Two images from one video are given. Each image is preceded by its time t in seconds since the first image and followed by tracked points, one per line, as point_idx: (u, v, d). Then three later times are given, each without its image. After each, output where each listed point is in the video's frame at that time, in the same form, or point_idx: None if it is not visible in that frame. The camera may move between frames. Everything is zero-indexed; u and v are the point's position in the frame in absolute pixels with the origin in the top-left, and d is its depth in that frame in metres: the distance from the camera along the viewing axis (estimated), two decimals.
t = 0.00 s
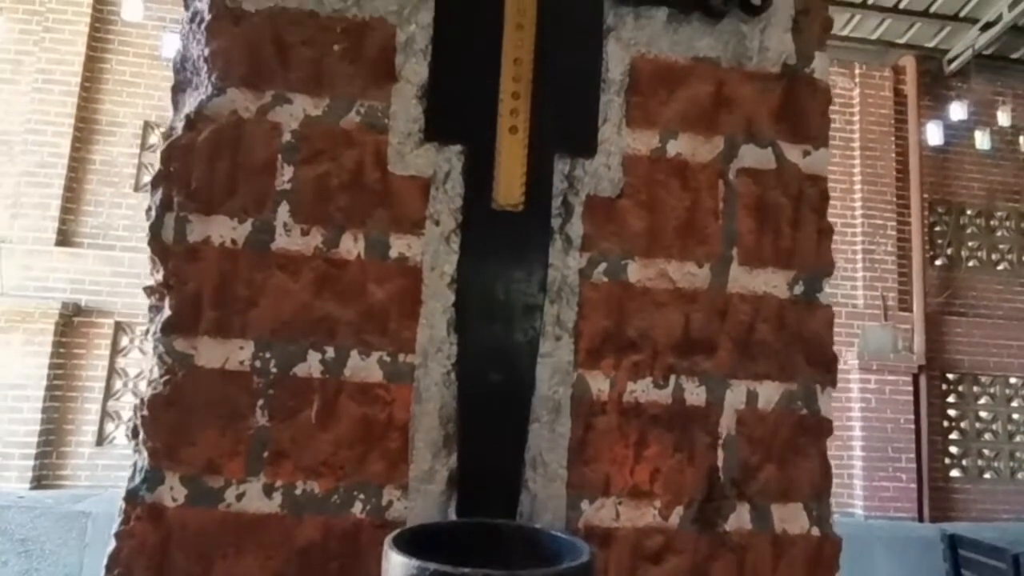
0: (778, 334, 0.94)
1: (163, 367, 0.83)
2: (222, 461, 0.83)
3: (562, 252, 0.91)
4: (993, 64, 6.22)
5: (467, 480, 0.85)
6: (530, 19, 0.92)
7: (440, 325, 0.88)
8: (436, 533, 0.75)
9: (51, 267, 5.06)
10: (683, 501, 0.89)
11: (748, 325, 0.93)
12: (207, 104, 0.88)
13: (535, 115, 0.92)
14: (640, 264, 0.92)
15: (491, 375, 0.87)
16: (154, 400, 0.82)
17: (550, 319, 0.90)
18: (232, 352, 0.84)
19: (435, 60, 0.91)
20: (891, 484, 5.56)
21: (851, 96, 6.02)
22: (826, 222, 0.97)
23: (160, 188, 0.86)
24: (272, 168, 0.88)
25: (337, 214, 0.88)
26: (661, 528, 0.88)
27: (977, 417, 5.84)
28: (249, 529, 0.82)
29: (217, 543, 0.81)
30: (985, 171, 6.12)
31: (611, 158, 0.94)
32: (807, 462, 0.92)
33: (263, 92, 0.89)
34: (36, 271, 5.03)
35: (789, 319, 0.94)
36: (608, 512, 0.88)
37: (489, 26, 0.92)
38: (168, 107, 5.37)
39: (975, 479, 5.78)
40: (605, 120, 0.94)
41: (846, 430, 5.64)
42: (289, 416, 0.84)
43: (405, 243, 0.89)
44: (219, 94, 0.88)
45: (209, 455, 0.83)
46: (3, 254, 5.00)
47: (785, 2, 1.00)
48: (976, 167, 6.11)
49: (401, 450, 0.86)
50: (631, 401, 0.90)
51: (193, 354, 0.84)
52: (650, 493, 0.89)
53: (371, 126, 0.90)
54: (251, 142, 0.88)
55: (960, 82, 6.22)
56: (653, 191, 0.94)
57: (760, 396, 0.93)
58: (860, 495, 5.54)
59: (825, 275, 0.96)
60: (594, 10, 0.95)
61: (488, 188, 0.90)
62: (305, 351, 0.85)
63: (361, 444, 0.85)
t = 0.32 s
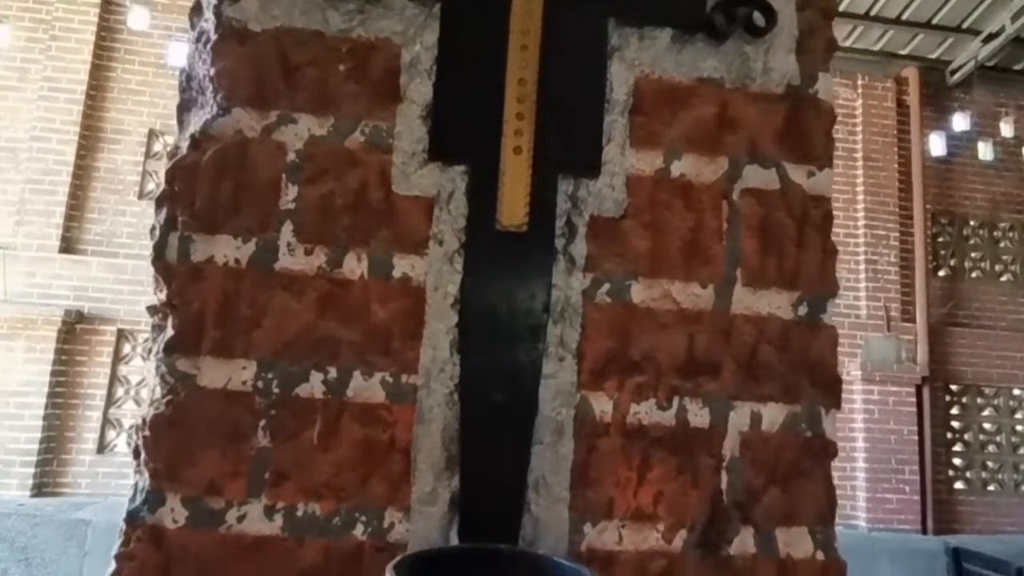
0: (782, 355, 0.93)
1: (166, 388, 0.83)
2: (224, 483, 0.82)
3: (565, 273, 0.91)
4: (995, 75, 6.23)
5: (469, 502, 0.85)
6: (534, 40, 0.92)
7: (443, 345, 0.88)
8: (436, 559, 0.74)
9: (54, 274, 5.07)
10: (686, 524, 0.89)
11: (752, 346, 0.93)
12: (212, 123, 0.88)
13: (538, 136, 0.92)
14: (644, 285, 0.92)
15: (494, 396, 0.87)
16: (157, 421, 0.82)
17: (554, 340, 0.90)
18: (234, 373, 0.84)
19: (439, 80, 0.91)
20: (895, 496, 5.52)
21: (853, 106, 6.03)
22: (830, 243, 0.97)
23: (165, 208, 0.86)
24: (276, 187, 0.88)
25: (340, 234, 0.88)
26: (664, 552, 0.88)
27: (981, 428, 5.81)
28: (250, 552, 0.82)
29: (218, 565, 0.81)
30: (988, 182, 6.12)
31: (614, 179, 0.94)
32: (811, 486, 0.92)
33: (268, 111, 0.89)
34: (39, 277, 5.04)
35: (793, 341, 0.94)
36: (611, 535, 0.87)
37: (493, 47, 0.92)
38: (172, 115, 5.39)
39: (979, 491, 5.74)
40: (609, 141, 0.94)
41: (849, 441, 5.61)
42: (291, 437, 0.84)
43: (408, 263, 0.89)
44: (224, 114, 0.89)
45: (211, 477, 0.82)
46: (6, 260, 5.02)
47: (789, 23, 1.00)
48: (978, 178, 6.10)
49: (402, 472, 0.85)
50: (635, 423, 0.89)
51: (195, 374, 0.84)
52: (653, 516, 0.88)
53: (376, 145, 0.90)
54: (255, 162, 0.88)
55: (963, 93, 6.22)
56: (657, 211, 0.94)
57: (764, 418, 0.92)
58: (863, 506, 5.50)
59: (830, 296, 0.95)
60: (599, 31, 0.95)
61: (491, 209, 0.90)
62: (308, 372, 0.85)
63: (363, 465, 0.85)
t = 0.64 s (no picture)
0: (783, 374, 0.93)
1: (164, 409, 0.83)
2: (223, 505, 0.82)
3: (566, 292, 0.91)
4: (993, 83, 6.25)
5: (469, 523, 0.84)
6: (535, 59, 0.92)
7: (443, 364, 0.88)
8: None
9: (53, 282, 5.07)
10: (687, 545, 0.88)
11: (752, 365, 0.92)
12: (213, 143, 0.88)
13: (539, 155, 0.92)
14: (645, 303, 0.92)
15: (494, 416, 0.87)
16: (155, 442, 0.82)
17: (554, 359, 0.89)
18: (232, 394, 0.84)
19: (439, 99, 0.91)
20: (896, 504, 5.50)
21: (852, 114, 6.04)
22: (830, 261, 0.96)
23: (165, 228, 0.86)
24: (276, 207, 0.88)
25: (340, 254, 0.88)
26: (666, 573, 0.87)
27: (982, 436, 5.80)
28: None
29: None
30: (986, 190, 6.13)
31: (615, 197, 0.93)
32: (814, 505, 0.91)
33: (269, 130, 0.89)
34: (38, 285, 5.04)
35: (794, 360, 0.93)
36: (612, 556, 0.87)
37: (493, 67, 0.92)
38: (172, 123, 5.40)
39: (980, 499, 5.73)
40: (609, 160, 0.94)
41: (849, 449, 5.60)
42: (290, 458, 0.83)
43: (409, 282, 0.88)
44: (224, 134, 0.89)
45: (209, 499, 0.82)
46: (5, 268, 5.02)
47: (789, 42, 1.00)
48: (977, 186, 6.11)
49: (402, 493, 0.85)
50: (636, 443, 0.89)
51: (194, 396, 0.83)
52: (654, 537, 0.88)
53: (377, 165, 0.90)
54: (255, 183, 0.88)
55: (961, 102, 6.24)
56: (657, 230, 0.93)
57: (766, 438, 0.92)
58: (863, 514, 5.48)
59: (830, 314, 0.95)
60: (599, 50, 0.95)
61: (491, 228, 0.90)
62: (307, 392, 0.85)
63: (362, 487, 0.84)
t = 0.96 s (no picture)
0: (783, 386, 0.92)
1: (161, 424, 0.82)
2: (220, 520, 0.81)
3: (565, 304, 0.91)
4: (991, 87, 6.26)
5: (468, 538, 0.84)
6: (533, 72, 0.93)
7: (442, 378, 0.87)
8: None
9: (52, 287, 5.06)
10: (687, 560, 0.88)
11: (752, 377, 0.92)
12: (211, 156, 0.88)
13: (538, 167, 0.92)
14: (644, 316, 0.91)
15: (493, 430, 0.86)
16: (152, 457, 0.81)
17: (554, 373, 0.89)
18: (230, 408, 0.83)
19: (438, 111, 0.91)
20: (896, 508, 5.49)
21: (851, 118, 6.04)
22: (830, 272, 0.96)
23: (162, 242, 0.86)
24: (274, 220, 0.88)
25: (339, 267, 0.87)
26: None
27: (981, 440, 5.79)
28: None
29: None
30: (984, 194, 6.14)
31: (614, 209, 0.93)
32: (815, 518, 0.91)
33: (268, 143, 0.89)
34: (37, 291, 5.03)
35: (794, 372, 0.93)
36: (612, 570, 0.86)
37: (492, 79, 0.92)
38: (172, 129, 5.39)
39: (980, 503, 5.72)
40: (608, 172, 0.94)
41: (849, 453, 5.58)
42: (288, 472, 0.83)
43: (407, 295, 0.88)
44: (222, 146, 0.88)
45: (206, 515, 0.81)
46: (4, 274, 5.01)
47: (787, 53, 1.00)
48: (975, 190, 6.12)
49: (401, 508, 0.84)
50: (636, 456, 0.89)
51: (191, 411, 0.83)
52: (654, 552, 0.87)
53: (375, 177, 0.90)
54: (253, 196, 0.88)
55: (958, 106, 6.25)
56: (656, 242, 0.93)
57: (766, 451, 0.91)
58: (864, 519, 5.46)
59: (830, 326, 0.95)
60: (598, 61, 0.95)
61: (490, 240, 0.90)
62: (305, 407, 0.84)
63: (361, 501, 0.84)
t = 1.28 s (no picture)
0: (785, 406, 0.92)
1: (159, 445, 0.82)
2: (218, 543, 0.81)
3: (565, 323, 0.90)
4: (989, 94, 6.27)
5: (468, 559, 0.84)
6: (532, 91, 0.93)
7: (441, 398, 0.87)
8: None
9: (52, 296, 5.06)
10: None
11: (753, 397, 0.91)
12: (210, 175, 0.88)
13: (537, 186, 0.92)
14: (644, 335, 0.91)
15: (492, 451, 0.86)
16: (150, 479, 0.81)
17: (554, 392, 0.88)
18: (228, 429, 0.83)
19: (437, 130, 0.91)
20: (897, 516, 5.46)
21: (849, 125, 6.04)
22: (831, 290, 0.96)
23: (161, 262, 0.85)
24: (274, 239, 0.87)
25: (338, 286, 0.87)
26: None
27: (983, 447, 5.78)
28: None
29: None
30: (983, 201, 6.14)
31: (614, 227, 0.93)
32: (816, 539, 0.90)
33: (267, 162, 0.89)
34: (37, 300, 5.03)
35: (796, 391, 0.92)
36: None
37: (492, 97, 0.92)
38: (172, 137, 5.39)
39: (982, 511, 5.69)
40: (608, 190, 0.94)
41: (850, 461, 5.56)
42: (287, 495, 0.82)
43: (406, 314, 0.88)
44: (221, 166, 0.88)
45: (204, 538, 0.81)
46: (3, 283, 5.01)
47: (787, 70, 1.00)
48: (974, 197, 6.12)
49: (399, 529, 0.84)
50: (636, 477, 0.88)
51: (189, 433, 0.82)
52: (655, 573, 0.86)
53: (374, 197, 0.90)
54: (253, 215, 0.87)
55: (957, 112, 6.26)
56: (655, 260, 0.93)
57: (767, 470, 0.91)
58: (865, 527, 5.43)
59: (831, 345, 0.94)
60: (598, 80, 0.95)
61: (489, 260, 0.90)
62: (304, 427, 0.84)
63: (359, 523, 0.83)
